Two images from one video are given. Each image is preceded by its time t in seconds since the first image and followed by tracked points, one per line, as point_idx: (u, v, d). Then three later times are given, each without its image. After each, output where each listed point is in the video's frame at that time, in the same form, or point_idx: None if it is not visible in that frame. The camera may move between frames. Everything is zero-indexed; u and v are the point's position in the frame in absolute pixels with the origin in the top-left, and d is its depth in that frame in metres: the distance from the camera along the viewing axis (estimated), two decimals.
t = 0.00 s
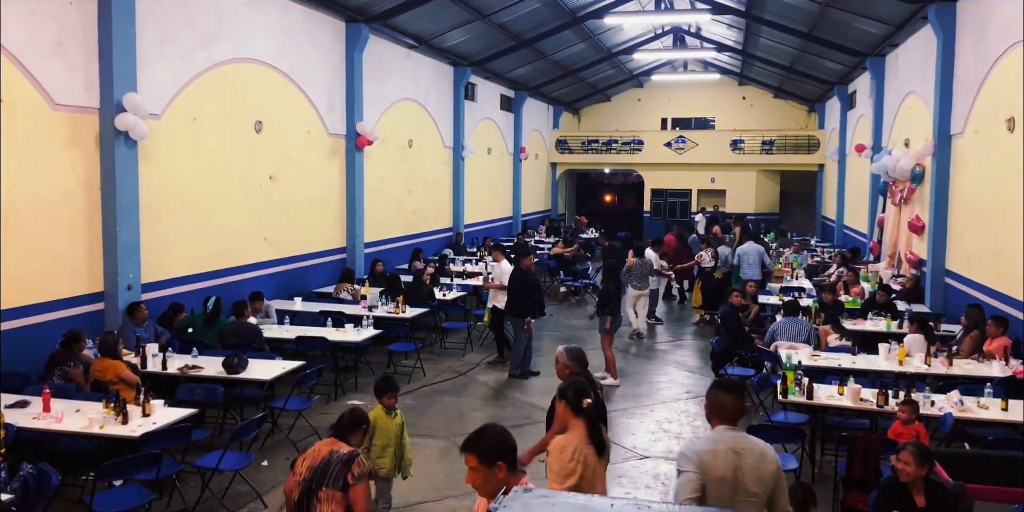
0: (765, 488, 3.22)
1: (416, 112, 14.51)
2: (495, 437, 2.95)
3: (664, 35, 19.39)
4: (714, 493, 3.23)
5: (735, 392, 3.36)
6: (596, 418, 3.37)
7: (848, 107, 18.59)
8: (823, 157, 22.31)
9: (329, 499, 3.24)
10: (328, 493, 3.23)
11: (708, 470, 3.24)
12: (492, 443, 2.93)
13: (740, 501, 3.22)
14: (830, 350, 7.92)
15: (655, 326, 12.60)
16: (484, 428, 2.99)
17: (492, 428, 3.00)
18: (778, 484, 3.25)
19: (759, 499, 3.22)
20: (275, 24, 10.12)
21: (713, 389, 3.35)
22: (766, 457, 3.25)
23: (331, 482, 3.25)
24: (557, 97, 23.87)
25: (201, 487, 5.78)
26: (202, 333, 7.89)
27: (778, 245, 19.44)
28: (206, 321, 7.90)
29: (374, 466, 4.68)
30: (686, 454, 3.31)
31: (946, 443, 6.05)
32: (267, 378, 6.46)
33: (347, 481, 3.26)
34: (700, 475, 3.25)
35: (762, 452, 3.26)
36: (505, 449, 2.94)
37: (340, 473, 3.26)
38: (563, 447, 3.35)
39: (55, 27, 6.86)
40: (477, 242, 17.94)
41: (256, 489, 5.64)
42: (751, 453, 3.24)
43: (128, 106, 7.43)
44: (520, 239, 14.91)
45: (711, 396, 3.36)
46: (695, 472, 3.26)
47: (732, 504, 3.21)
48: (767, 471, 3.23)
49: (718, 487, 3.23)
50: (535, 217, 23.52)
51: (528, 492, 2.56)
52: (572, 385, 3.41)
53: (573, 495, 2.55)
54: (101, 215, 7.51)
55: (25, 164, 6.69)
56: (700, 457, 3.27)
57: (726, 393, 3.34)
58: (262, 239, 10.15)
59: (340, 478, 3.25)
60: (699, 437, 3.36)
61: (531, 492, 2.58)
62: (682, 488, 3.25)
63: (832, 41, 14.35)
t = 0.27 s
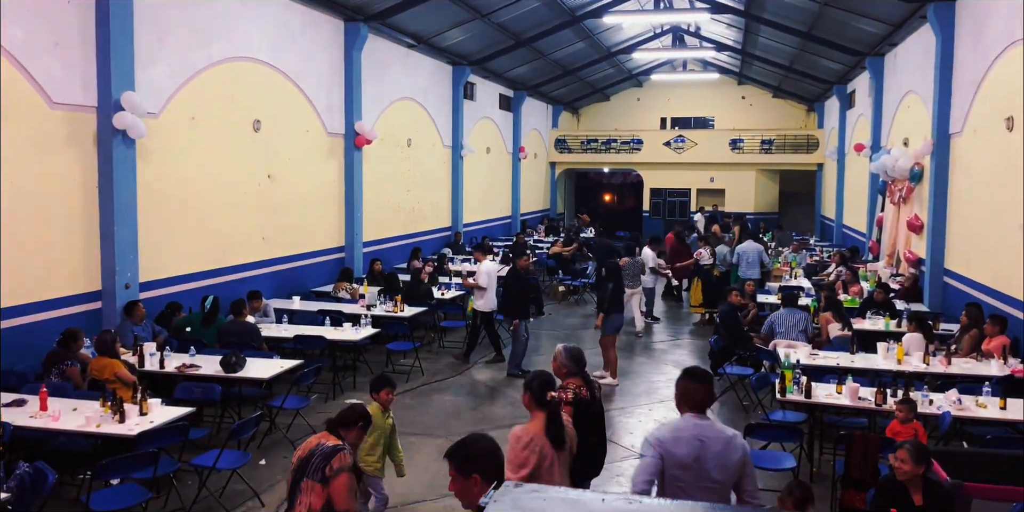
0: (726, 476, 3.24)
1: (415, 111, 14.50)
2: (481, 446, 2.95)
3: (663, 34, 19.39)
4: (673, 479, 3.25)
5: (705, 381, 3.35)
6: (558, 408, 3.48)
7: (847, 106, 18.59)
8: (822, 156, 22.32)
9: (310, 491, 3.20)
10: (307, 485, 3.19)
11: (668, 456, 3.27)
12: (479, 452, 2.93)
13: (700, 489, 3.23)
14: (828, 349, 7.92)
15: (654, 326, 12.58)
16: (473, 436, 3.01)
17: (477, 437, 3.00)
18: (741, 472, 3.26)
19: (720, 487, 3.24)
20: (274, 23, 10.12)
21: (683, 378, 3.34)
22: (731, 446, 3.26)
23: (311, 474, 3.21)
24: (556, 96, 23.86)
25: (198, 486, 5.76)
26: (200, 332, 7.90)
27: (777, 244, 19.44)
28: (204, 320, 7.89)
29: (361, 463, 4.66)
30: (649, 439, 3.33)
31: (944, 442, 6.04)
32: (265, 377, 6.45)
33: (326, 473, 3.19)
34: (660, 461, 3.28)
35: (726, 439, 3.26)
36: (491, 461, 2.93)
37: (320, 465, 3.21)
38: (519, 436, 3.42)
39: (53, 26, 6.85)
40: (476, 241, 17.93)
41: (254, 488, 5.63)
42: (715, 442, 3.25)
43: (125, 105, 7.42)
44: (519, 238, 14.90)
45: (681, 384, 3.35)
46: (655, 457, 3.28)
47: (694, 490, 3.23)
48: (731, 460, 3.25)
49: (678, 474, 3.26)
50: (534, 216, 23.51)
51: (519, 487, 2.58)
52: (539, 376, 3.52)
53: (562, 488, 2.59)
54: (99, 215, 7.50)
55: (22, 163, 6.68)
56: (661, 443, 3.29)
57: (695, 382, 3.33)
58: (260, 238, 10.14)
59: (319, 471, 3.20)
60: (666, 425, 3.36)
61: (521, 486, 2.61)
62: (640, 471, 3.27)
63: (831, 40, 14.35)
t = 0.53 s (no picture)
0: (701, 466, 3.21)
1: (416, 111, 14.49)
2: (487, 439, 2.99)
3: (664, 34, 19.39)
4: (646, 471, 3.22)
5: (678, 372, 3.31)
6: (526, 404, 3.63)
7: (848, 106, 18.58)
8: (823, 156, 22.32)
9: (294, 484, 3.19)
10: (292, 478, 3.19)
11: (641, 448, 3.22)
12: (480, 449, 2.96)
13: (675, 480, 3.20)
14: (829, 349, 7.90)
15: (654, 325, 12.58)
16: (476, 431, 3.04)
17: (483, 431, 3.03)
18: (716, 461, 3.22)
19: (695, 477, 3.20)
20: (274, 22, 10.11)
21: (657, 371, 3.30)
22: (705, 435, 3.22)
23: (295, 466, 3.20)
24: (556, 96, 23.86)
25: (196, 485, 5.76)
26: (200, 331, 7.89)
27: (778, 244, 19.44)
28: (204, 319, 7.89)
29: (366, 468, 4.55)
30: (621, 432, 3.29)
31: (944, 442, 6.03)
32: (264, 376, 6.45)
33: (306, 467, 3.16)
34: (632, 454, 3.24)
35: (699, 428, 3.23)
36: (486, 460, 2.95)
37: (302, 459, 3.18)
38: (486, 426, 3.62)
39: (52, 25, 6.85)
40: (477, 241, 17.93)
41: (253, 488, 5.63)
42: (690, 432, 3.22)
43: (125, 104, 7.42)
44: (519, 238, 14.90)
45: (654, 378, 3.32)
46: (627, 450, 3.24)
47: (669, 481, 3.20)
48: (705, 449, 3.21)
49: (651, 466, 3.22)
50: (535, 216, 23.51)
51: (512, 485, 2.59)
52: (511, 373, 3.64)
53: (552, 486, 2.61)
54: (99, 214, 7.50)
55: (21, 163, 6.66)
56: (633, 436, 3.25)
57: (667, 373, 3.29)
58: (260, 237, 10.14)
59: (301, 464, 3.18)
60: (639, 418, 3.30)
61: (514, 485, 2.62)
62: (612, 463, 3.21)
63: (831, 40, 14.34)
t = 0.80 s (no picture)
0: (688, 458, 3.35)
1: (417, 110, 14.46)
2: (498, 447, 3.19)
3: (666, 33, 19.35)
4: (636, 466, 3.36)
5: (665, 368, 3.42)
6: (503, 397, 3.85)
7: (851, 106, 18.53)
8: (825, 156, 22.26)
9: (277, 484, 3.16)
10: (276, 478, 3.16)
11: (631, 444, 3.35)
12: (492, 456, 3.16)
13: (664, 473, 3.34)
14: (831, 350, 7.86)
15: (655, 325, 12.54)
16: (485, 440, 3.25)
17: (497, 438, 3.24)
18: (702, 453, 3.37)
19: (683, 469, 3.35)
20: (274, 21, 10.10)
21: (643, 369, 3.41)
22: (693, 429, 3.36)
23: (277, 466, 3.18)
24: (558, 96, 23.82)
25: (195, 485, 5.74)
26: (199, 330, 7.86)
27: (779, 244, 19.39)
28: (203, 319, 7.87)
29: (383, 471, 4.39)
30: (611, 429, 3.41)
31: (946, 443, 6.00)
32: (262, 376, 6.43)
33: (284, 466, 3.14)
34: (623, 449, 3.38)
35: (687, 421, 3.38)
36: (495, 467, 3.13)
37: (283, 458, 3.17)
38: (460, 414, 3.82)
39: (52, 23, 6.84)
40: (478, 241, 17.91)
41: (251, 488, 5.61)
42: (678, 427, 3.36)
43: (125, 103, 7.40)
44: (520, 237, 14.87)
45: (642, 374, 3.42)
46: (617, 446, 3.37)
47: (659, 473, 3.35)
48: (693, 441, 3.36)
49: (641, 460, 3.36)
50: (537, 216, 23.47)
51: (495, 491, 2.79)
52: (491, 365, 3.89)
53: (539, 493, 2.77)
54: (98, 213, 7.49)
55: (19, 162, 6.65)
56: (624, 432, 3.38)
57: (655, 370, 3.39)
58: (260, 237, 10.12)
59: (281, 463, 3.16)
60: (628, 415, 3.42)
61: (498, 490, 2.81)
62: (603, 461, 3.36)
63: (834, 39, 14.30)
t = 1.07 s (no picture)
0: (688, 458, 3.36)
1: (418, 110, 14.44)
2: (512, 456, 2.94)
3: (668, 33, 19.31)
4: (639, 467, 3.33)
5: (661, 368, 3.41)
6: (477, 393, 3.84)
7: (853, 106, 18.48)
8: (828, 156, 22.22)
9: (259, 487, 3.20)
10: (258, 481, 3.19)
11: (633, 444, 3.33)
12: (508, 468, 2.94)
13: (666, 473, 3.34)
14: (833, 351, 7.82)
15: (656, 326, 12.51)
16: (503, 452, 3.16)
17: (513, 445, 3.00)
18: (700, 452, 3.39)
19: (683, 469, 3.36)
20: (275, 21, 10.08)
21: (641, 368, 3.39)
22: (691, 428, 3.37)
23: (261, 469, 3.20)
24: (560, 96, 23.78)
25: (193, 487, 5.72)
26: (198, 331, 7.83)
27: (782, 244, 19.34)
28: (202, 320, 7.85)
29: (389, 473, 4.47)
30: (612, 430, 3.38)
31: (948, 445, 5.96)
32: (262, 377, 6.40)
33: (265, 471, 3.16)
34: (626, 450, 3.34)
35: (686, 419, 3.39)
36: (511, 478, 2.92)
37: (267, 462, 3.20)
38: (436, 408, 3.93)
39: (51, 23, 6.82)
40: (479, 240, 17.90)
41: (249, 489, 5.59)
42: (678, 427, 3.35)
43: (124, 103, 7.39)
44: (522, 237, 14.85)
45: (639, 374, 3.40)
46: (620, 447, 3.33)
47: (659, 473, 3.33)
48: (692, 439, 3.36)
49: (642, 460, 3.33)
50: (538, 216, 23.45)
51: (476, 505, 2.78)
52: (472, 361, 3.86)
53: (525, 509, 2.74)
54: (97, 213, 7.47)
55: (18, 162, 6.64)
56: (626, 433, 3.35)
57: (653, 370, 3.38)
58: (260, 237, 10.10)
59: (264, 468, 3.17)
60: (628, 416, 3.40)
61: (480, 505, 2.81)
62: (606, 463, 3.32)
63: (837, 39, 14.25)
